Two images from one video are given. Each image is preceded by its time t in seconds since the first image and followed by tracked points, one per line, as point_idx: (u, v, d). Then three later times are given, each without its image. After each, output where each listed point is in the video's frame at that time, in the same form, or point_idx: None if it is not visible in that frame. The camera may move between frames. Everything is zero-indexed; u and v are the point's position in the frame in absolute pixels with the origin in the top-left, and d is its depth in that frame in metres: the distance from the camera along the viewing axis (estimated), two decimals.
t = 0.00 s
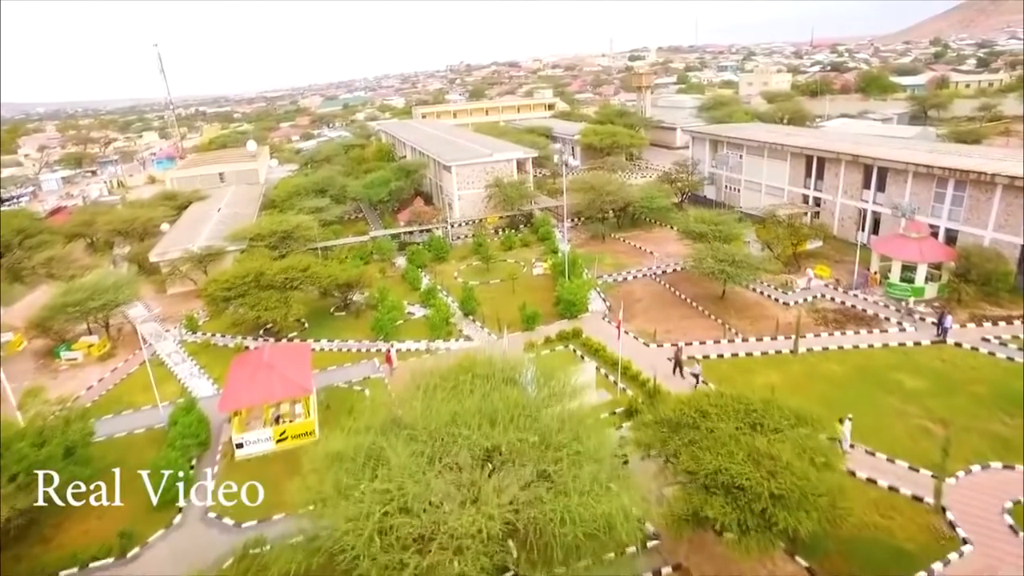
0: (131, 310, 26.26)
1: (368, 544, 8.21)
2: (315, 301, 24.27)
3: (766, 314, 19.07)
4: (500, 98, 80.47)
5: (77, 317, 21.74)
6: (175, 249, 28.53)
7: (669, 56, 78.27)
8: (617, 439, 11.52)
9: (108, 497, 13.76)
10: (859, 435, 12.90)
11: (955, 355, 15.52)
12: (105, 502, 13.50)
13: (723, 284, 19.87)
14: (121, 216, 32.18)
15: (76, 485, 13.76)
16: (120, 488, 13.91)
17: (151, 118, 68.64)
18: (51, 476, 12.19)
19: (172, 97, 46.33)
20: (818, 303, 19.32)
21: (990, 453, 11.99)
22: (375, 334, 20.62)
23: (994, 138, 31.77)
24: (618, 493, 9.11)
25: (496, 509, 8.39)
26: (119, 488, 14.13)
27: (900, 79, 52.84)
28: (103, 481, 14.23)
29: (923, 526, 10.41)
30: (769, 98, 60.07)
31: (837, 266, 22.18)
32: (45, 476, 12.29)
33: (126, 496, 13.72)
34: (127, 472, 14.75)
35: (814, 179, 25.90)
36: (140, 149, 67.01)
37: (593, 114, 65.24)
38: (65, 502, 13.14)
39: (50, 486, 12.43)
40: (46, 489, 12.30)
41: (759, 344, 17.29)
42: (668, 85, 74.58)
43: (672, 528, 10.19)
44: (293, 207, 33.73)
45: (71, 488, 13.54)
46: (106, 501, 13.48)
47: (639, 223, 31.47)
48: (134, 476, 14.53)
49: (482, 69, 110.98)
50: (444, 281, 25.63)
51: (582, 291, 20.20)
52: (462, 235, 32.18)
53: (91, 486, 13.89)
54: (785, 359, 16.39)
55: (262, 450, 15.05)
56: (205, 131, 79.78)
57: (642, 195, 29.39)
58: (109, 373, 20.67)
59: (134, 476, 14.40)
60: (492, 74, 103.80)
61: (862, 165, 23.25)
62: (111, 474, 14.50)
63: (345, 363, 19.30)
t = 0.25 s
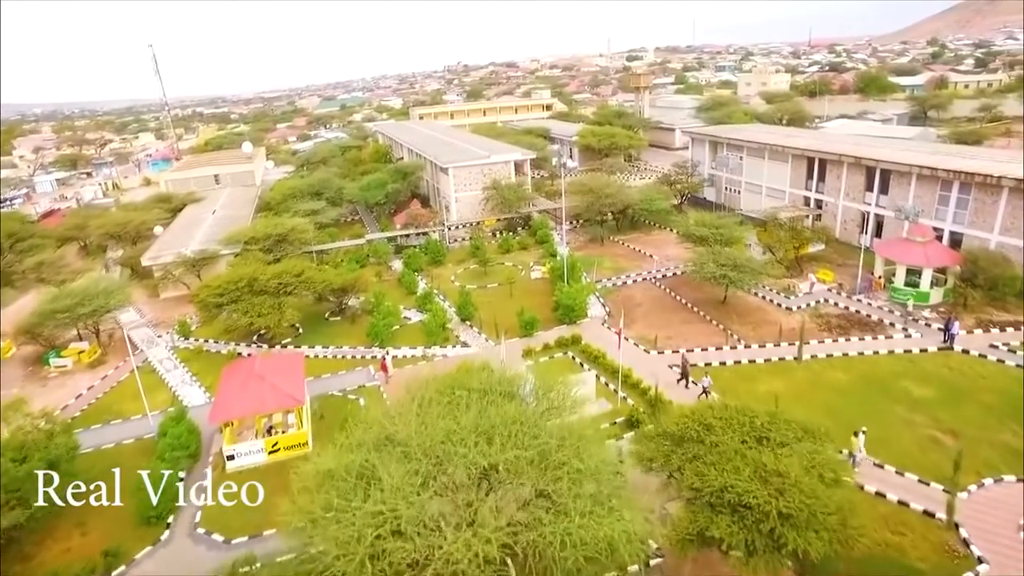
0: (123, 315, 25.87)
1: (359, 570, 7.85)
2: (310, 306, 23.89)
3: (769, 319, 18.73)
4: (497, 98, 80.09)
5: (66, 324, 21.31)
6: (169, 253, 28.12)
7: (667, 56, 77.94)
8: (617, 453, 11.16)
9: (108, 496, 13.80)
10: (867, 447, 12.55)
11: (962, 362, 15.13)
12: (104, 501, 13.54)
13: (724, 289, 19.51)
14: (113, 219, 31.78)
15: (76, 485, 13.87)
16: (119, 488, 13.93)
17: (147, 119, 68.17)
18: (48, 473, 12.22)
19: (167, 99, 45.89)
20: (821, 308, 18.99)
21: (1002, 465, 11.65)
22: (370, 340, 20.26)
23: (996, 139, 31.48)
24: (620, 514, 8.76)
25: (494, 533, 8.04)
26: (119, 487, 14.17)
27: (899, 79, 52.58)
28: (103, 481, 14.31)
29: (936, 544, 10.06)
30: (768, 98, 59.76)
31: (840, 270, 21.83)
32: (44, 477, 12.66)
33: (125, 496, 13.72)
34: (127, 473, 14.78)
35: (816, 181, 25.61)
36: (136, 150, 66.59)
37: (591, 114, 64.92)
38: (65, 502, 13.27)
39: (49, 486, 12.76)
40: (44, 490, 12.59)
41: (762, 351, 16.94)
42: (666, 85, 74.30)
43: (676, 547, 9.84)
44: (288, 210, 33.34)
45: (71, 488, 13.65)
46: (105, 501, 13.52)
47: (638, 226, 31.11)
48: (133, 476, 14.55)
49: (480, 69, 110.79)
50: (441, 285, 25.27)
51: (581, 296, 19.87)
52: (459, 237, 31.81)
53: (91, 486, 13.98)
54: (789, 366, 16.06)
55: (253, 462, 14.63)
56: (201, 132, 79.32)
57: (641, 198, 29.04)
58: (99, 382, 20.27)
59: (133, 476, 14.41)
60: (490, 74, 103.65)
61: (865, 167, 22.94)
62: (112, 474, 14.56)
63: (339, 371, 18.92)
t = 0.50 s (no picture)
0: (115, 320, 25.47)
1: None
2: (305, 310, 23.50)
3: (772, 324, 18.40)
4: (495, 99, 79.69)
5: (55, 330, 20.80)
6: (161, 257, 27.67)
7: (664, 57, 77.54)
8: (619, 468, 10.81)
9: (108, 496, 13.90)
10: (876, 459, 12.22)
11: (971, 371, 14.52)
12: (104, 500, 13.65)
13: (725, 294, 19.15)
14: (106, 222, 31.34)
15: (76, 486, 14.01)
16: (119, 487, 14.03)
17: (142, 120, 67.64)
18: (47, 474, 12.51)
19: (161, 99, 45.41)
20: (825, 313, 18.67)
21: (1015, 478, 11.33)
22: (365, 347, 19.87)
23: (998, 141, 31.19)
24: (623, 535, 8.43)
25: (491, 558, 7.69)
26: (119, 487, 14.26)
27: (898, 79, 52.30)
28: (103, 481, 14.41)
29: (950, 563, 9.73)
30: (767, 99, 59.43)
31: (843, 274, 21.50)
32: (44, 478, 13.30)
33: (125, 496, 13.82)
34: (125, 474, 14.75)
35: (818, 183, 25.33)
36: (131, 152, 66.07)
37: (589, 116, 64.60)
38: (66, 502, 13.45)
39: (49, 487, 13.33)
40: (45, 490, 13.16)
41: (766, 358, 16.59)
42: (664, 85, 74.00)
43: (680, 567, 9.51)
44: (283, 212, 32.94)
45: (71, 489, 13.80)
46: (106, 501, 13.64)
47: (637, 228, 30.77)
48: (120, 488, 14.17)
49: (478, 70, 110.47)
50: (438, 289, 24.89)
51: (580, 301, 19.52)
52: (456, 240, 31.42)
53: (91, 486, 14.11)
54: (793, 373, 15.71)
55: (244, 474, 14.21)
56: (197, 133, 78.82)
57: (641, 200, 28.68)
58: (88, 389, 19.84)
59: (133, 476, 14.42)
60: (488, 75, 103.37)
61: (868, 169, 22.61)
62: (111, 474, 14.64)
63: (334, 378, 18.53)
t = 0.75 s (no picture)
0: (107, 324, 25.04)
1: None
2: (299, 315, 23.12)
3: (775, 329, 18.08)
4: (492, 100, 79.29)
5: (45, 336, 20.22)
6: (154, 261, 27.20)
7: (662, 57, 77.34)
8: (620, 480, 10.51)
9: (108, 497, 13.91)
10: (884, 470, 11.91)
11: (979, 376, 14.31)
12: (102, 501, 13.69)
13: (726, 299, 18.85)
14: (98, 225, 30.86)
15: (77, 486, 14.06)
16: (119, 487, 14.03)
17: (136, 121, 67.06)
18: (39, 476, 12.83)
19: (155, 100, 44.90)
20: (828, 318, 18.36)
21: None
22: (361, 353, 19.50)
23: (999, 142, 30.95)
24: (627, 556, 8.12)
25: None
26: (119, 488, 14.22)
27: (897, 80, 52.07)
28: (104, 481, 14.40)
29: None
30: (765, 99, 59.15)
31: (846, 278, 21.19)
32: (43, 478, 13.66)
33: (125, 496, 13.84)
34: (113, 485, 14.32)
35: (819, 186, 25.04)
36: (126, 153, 65.54)
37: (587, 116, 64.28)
38: (65, 502, 13.55)
39: (49, 487, 13.63)
40: (45, 490, 13.44)
41: (769, 364, 16.26)
42: (662, 86, 73.71)
43: None
44: (279, 214, 32.54)
45: (71, 489, 13.91)
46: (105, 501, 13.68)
47: (636, 230, 30.43)
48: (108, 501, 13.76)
49: (476, 71, 110.19)
50: (435, 293, 24.54)
51: (580, 305, 19.17)
52: (454, 243, 31.07)
53: (91, 486, 14.12)
54: (797, 380, 15.38)
55: (234, 486, 13.81)
56: (193, 134, 78.32)
57: (640, 202, 28.36)
58: (77, 398, 19.37)
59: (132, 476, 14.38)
60: (485, 76, 103.13)
61: (870, 171, 22.32)
62: (112, 474, 14.63)
63: (329, 385, 18.17)
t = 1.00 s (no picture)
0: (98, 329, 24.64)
1: None
2: (294, 320, 22.72)
3: (778, 335, 17.74)
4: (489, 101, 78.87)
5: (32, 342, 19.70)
6: (146, 265, 26.75)
7: (661, 58, 76.99)
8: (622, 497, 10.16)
9: (108, 496, 14.03)
10: (894, 483, 11.57)
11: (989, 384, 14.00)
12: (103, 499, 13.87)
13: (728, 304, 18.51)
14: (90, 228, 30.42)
15: (78, 485, 14.23)
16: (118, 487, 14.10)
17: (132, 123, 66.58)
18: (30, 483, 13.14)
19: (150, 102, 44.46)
20: (833, 323, 18.00)
21: None
22: (356, 359, 19.09)
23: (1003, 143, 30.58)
24: None
25: None
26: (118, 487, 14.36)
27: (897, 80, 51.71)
28: (104, 481, 14.53)
29: None
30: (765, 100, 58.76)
31: (849, 282, 20.84)
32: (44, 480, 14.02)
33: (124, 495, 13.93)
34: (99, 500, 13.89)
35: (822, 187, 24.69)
36: (122, 155, 65.11)
37: (585, 117, 63.88)
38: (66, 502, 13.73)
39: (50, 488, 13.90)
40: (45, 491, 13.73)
41: (773, 371, 15.90)
42: (660, 86, 73.33)
43: None
44: (274, 217, 32.14)
45: (72, 489, 14.09)
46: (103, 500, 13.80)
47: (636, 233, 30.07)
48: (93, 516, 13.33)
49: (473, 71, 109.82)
50: (432, 297, 24.15)
51: (579, 310, 18.80)
52: (451, 245, 30.67)
53: (92, 486, 14.26)
54: (802, 388, 15.00)
55: (225, 499, 13.42)
56: (190, 135, 77.84)
57: (640, 204, 27.99)
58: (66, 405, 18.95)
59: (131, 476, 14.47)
60: (483, 76, 102.85)
61: (874, 172, 21.95)
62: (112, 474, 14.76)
63: (323, 393, 17.76)
